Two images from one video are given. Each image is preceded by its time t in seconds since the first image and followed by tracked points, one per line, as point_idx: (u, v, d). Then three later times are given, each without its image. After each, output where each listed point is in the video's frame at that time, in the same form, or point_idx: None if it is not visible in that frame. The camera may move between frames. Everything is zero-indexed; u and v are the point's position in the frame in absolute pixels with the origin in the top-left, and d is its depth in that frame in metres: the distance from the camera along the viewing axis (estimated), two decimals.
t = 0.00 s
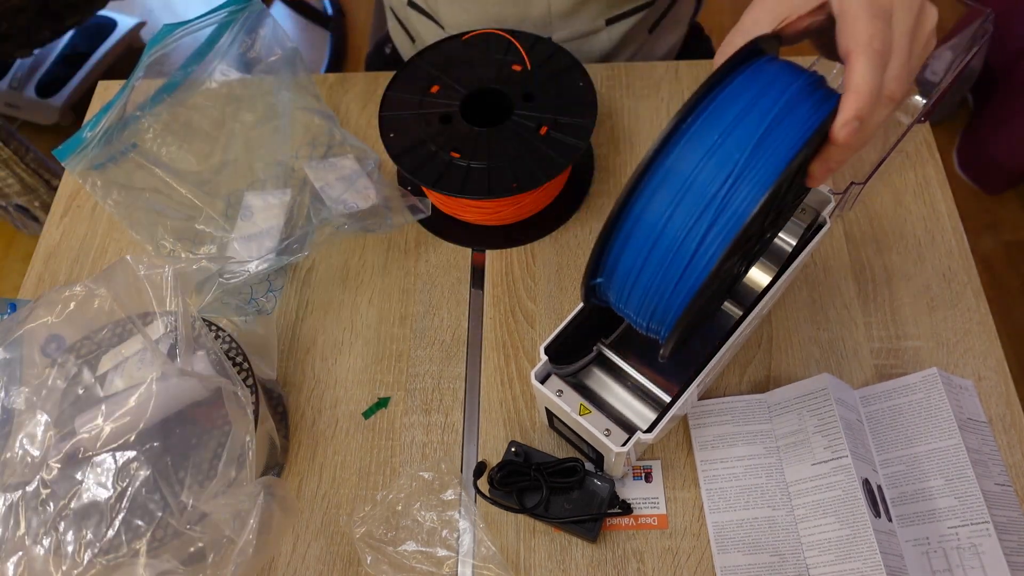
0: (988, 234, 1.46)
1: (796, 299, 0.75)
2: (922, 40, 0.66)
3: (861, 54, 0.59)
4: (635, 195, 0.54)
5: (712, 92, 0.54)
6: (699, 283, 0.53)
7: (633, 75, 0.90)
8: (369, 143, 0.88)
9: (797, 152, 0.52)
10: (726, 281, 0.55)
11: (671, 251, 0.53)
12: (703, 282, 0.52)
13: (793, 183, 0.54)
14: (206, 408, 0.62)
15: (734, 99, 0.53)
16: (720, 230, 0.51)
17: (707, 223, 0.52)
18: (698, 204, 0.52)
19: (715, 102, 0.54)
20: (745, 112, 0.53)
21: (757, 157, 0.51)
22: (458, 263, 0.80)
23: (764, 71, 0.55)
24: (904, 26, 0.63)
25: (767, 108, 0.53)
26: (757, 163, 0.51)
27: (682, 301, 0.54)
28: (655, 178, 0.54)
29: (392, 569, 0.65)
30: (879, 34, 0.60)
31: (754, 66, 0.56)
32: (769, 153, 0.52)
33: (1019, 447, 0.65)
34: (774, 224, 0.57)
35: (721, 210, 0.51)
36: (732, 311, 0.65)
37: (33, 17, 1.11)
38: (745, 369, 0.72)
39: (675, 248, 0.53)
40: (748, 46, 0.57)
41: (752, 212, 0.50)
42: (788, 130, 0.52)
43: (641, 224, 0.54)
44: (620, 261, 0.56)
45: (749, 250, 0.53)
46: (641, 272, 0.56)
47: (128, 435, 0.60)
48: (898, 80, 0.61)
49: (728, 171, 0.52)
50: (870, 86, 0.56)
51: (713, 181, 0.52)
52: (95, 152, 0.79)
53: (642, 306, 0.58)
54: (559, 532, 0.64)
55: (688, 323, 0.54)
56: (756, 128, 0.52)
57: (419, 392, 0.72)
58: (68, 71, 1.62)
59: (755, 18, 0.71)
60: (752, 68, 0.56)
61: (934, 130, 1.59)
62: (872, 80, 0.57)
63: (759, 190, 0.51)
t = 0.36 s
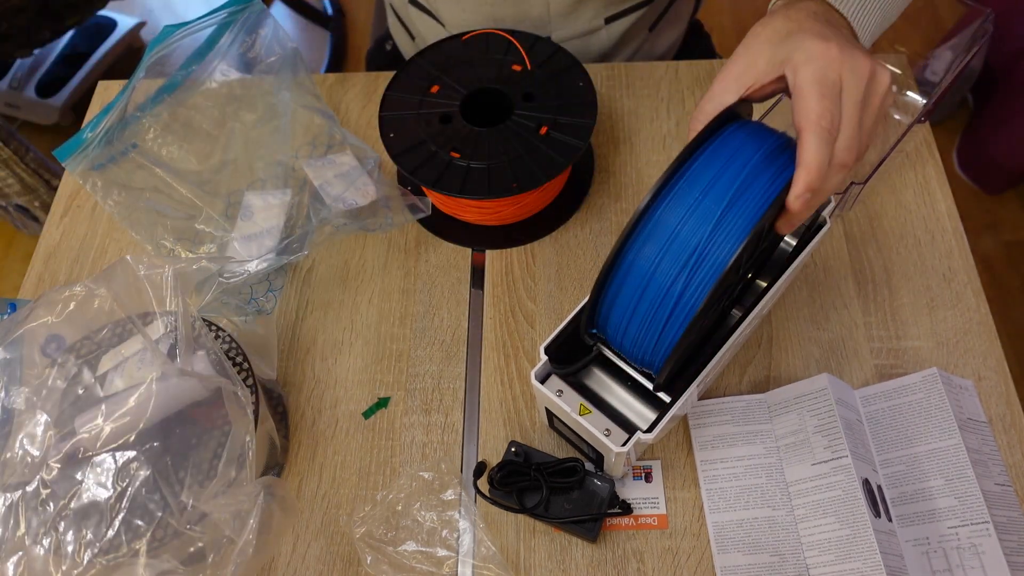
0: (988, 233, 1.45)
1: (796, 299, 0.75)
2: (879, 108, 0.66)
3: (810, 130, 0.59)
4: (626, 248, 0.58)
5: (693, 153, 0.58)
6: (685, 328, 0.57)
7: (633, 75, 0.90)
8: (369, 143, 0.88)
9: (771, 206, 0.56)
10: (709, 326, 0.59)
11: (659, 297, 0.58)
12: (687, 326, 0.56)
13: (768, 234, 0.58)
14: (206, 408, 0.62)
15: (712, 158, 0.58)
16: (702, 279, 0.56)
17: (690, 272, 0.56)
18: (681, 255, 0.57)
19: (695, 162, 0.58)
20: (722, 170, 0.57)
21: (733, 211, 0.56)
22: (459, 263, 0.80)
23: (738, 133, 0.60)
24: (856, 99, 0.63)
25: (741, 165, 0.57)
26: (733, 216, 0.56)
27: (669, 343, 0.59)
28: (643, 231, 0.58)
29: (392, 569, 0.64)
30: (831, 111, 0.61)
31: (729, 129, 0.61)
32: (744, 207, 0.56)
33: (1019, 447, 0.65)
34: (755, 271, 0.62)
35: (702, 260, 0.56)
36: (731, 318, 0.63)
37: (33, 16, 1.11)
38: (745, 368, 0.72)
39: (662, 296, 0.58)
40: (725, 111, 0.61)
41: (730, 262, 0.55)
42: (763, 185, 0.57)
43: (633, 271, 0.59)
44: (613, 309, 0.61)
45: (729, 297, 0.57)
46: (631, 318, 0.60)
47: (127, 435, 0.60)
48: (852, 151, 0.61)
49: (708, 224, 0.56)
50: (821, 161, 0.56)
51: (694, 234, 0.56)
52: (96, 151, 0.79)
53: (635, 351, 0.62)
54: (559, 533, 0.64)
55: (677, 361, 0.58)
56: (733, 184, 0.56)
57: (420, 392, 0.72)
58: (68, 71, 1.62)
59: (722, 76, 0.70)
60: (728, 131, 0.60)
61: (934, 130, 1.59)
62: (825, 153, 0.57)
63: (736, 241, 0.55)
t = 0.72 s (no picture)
0: (989, 233, 1.45)
1: (795, 299, 0.75)
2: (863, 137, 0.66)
3: (793, 163, 0.60)
4: (622, 272, 0.60)
5: (687, 179, 0.60)
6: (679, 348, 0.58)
7: (633, 75, 0.90)
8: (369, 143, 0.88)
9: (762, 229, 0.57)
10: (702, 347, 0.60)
11: (655, 318, 0.59)
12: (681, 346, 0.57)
13: (758, 258, 0.59)
14: (206, 408, 0.62)
15: (704, 185, 0.59)
16: (694, 301, 0.57)
17: (683, 294, 0.58)
18: (675, 278, 0.58)
19: (688, 189, 0.60)
20: (713, 196, 0.59)
21: (724, 235, 0.57)
22: (459, 263, 0.80)
23: (730, 160, 0.61)
24: (839, 126, 0.63)
25: (732, 191, 0.59)
26: (724, 240, 0.57)
27: (664, 365, 0.60)
28: (639, 254, 0.60)
29: (392, 569, 0.64)
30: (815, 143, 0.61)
31: (721, 157, 0.62)
32: (735, 231, 0.57)
33: (1019, 447, 0.65)
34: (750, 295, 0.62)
35: (695, 282, 0.57)
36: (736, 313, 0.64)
37: (33, 16, 1.11)
38: (745, 368, 0.72)
39: (657, 317, 0.59)
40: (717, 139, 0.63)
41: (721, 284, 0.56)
42: (755, 209, 0.58)
43: (629, 293, 0.60)
44: (610, 331, 0.62)
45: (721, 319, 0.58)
46: (628, 340, 0.61)
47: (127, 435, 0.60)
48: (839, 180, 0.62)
49: (700, 247, 0.57)
50: (805, 194, 0.57)
51: (687, 257, 0.58)
52: (97, 151, 0.79)
53: (632, 373, 0.63)
54: (559, 533, 0.64)
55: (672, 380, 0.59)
56: (724, 209, 0.58)
57: (420, 392, 0.72)
58: (68, 70, 1.62)
59: (713, 107, 0.71)
60: (720, 159, 0.62)
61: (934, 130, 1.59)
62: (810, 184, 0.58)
63: (727, 264, 0.56)
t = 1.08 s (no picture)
0: (989, 233, 1.45)
1: (795, 299, 0.75)
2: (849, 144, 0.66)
3: (780, 171, 0.60)
4: (610, 280, 0.60)
5: (676, 188, 0.61)
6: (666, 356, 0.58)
7: (633, 75, 0.90)
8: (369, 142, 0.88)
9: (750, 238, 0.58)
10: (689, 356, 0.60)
11: (643, 326, 0.59)
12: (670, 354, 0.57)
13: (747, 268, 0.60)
14: (206, 408, 0.62)
15: (693, 194, 0.60)
16: (683, 308, 0.57)
17: (672, 302, 0.58)
18: (664, 287, 0.58)
19: (677, 197, 0.60)
20: (701, 205, 0.59)
21: (712, 243, 0.58)
22: (458, 263, 0.80)
23: (717, 170, 0.62)
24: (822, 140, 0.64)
25: (720, 201, 0.60)
26: (713, 248, 0.58)
27: (652, 372, 0.60)
28: (627, 263, 0.60)
29: (392, 569, 0.64)
30: (799, 151, 0.62)
31: (709, 166, 0.63)
32: (723, 240, 0.58)
33: (1019, 447, 0.65)
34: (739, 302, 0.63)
35: (683, 290, 0.58)
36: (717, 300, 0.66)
37: (33, 16, 1.11)
38: (745, 368, 0.72)
39: (645, 325, 0.59)
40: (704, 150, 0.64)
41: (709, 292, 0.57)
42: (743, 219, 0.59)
43: (618, 301, 0.60)
44: (597, 341, 0.62)
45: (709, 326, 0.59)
46: (616, 349, 0.61)
47: (127, 435, 0.60)
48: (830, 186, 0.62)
49: (688, 256, 0.58)
50: (793, 201, 0.58)
51: (675, 265, 0.58)
52: (97, 151, 0.79)
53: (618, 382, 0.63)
54: (559, 532, 0.64)
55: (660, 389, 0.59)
56: (712, 219, 0.59)
57: (420, 392, 0.72)
58: (67, 70, 1.62)
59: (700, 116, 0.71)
60: (709, 168, 0.63)
61: (934, 130, 1.59)
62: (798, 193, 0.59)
63: (715, 272, 0.57)
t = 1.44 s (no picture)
0: (989, 233, 1.45)
1: (796, 299, 0.75)
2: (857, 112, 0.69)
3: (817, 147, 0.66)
4: (610, 280, 0.61)
5: (680, 191, 0.62)
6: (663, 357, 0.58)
7: (633, 74, 0.91)
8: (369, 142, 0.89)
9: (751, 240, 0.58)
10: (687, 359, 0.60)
11: (641, 326, 0.59)
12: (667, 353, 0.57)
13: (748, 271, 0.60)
14: (206, 408, 0.62)
15: (697, 196, 0.61)
16: (682, 309, 0.57)
17: (670, 302, 0.58)
18: (663, 287, 0.58)
19: (680, 199, 0.61)
20: (705, 206, 0.60)
21: (714, 245, 0.58)
22: (459, 262, 0.80)
23: (722, 174, 0.63)
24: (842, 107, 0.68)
25: (723, 203, 0.60)
26: (714, 249, 0.58)
27: (649, 373, 0.59)
28: (628, 263, 0.60)
29: (392, 569, 0.64)
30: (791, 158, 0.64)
31: (714, 171, 0.64)
32: (725, 241, 0.58)
33: (1019, 447, 0.65)
34: (740, 305, 0.63)
35: (683, 291, 0.58)
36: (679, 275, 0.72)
37: (33, 16, 1.11)
38: (745, 368, 0.72)
39: (644, 325, 0.59)
40: (710, 155, 0.65)
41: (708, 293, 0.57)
42: (745, 222, 0.59)
43: (617, 300, 0.60)
44: (597, 341, 0.62)
45: (707, 329, 0.59)
46: (615, 349, 0.61)
47: (127, 435, 0.60)
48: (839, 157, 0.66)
49: (690, 256, 0.58)
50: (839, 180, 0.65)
51: (676, 265, 0.58)
52: (98, 151, 0.79)
53: (617, 384, 0.63)
54: (559, 532, 0.64)
55: (657, 390, 0.59)
56: (714, 220, 0.59)
57: (419, 392, 0.72)
58: (68, 70, 1.62)
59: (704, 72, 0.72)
60: (713, 172, 0.64)
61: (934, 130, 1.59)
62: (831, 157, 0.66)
63: (715, 273, 0.57)
